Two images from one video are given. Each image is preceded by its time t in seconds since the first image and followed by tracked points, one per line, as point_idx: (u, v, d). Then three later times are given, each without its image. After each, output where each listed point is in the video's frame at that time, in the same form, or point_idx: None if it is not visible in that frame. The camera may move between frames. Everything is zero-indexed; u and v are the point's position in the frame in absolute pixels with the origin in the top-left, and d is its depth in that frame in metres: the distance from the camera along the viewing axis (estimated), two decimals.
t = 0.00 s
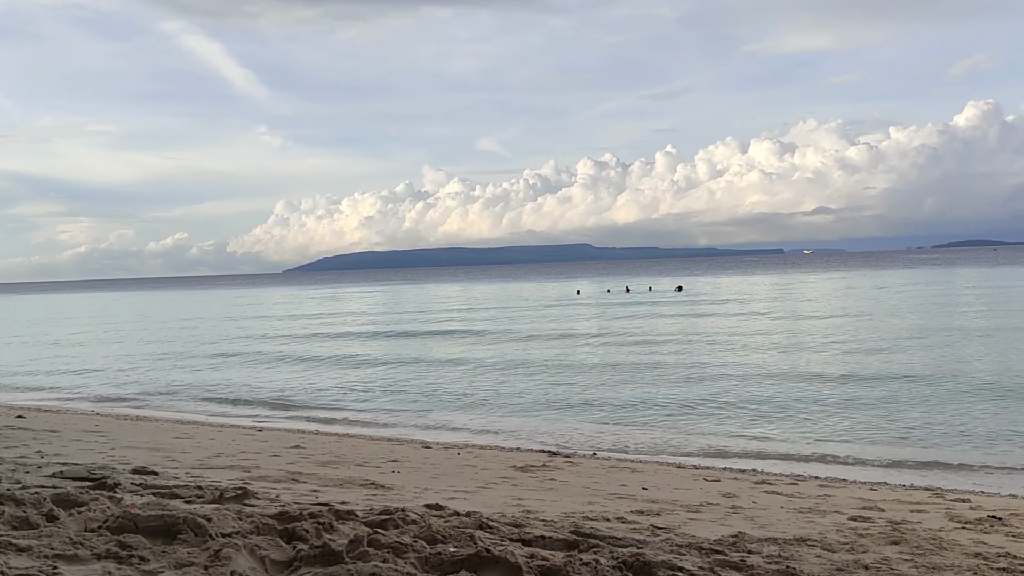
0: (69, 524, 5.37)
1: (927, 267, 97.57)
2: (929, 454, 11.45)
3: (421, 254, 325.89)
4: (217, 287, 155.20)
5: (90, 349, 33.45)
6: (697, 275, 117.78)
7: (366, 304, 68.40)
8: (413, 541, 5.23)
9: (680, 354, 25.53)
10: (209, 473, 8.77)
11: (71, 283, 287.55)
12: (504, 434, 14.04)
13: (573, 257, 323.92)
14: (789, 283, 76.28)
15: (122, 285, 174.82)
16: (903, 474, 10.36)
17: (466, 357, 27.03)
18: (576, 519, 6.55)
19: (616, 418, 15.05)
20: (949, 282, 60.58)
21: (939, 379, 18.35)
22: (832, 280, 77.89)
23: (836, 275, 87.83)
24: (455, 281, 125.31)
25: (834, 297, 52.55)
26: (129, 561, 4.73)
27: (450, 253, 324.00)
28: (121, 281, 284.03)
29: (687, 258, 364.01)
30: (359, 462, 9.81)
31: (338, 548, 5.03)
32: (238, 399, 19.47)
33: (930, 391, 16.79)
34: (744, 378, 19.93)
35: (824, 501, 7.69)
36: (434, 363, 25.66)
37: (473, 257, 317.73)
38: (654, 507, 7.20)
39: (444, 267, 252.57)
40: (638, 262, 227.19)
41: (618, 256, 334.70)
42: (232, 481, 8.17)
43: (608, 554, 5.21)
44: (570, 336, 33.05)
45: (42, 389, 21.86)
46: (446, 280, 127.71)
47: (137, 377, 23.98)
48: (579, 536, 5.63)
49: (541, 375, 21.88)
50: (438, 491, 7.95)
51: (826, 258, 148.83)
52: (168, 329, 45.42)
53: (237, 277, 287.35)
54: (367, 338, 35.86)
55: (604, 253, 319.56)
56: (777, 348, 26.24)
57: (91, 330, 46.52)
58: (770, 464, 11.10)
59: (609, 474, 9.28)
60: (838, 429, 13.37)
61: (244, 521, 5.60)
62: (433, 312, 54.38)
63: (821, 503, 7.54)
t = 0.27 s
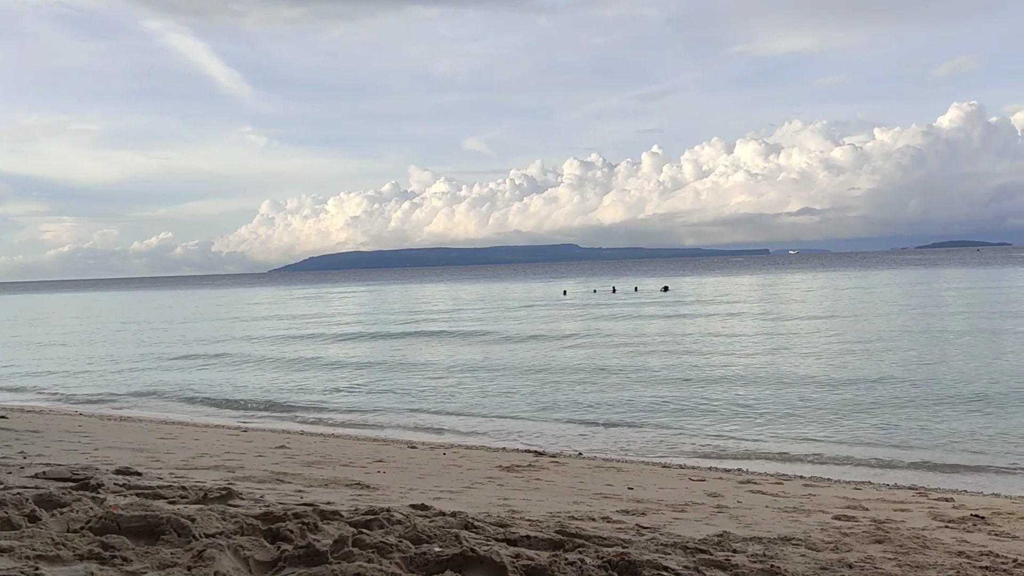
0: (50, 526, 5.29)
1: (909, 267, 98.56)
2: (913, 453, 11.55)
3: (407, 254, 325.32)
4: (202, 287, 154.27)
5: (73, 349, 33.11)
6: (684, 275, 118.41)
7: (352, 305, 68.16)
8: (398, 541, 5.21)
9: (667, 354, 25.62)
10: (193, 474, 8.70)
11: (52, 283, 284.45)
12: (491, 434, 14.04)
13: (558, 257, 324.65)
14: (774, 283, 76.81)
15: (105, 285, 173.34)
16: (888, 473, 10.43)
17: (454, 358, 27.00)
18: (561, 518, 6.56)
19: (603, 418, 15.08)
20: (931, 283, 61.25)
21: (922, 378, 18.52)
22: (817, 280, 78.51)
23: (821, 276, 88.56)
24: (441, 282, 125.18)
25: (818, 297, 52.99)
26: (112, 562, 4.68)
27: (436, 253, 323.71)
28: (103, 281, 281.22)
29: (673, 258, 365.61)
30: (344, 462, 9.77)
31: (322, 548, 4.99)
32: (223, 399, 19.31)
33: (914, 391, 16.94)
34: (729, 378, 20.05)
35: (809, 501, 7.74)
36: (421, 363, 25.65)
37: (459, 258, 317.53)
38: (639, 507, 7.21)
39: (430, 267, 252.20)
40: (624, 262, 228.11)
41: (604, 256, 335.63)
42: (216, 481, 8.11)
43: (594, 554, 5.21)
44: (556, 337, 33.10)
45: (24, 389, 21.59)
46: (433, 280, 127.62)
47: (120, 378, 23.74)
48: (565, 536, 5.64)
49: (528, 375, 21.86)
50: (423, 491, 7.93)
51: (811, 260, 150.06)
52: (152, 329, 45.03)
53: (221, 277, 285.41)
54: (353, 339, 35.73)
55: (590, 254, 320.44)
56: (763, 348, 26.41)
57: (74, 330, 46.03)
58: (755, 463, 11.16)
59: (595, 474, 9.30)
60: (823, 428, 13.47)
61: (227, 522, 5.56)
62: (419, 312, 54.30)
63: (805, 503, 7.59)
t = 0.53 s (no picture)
0: (31, 528, 5.22)
1: (892, 269, 99.49)
2: (896, 453, 11.66)
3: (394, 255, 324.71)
4: (187, 288, 153.33)
5: (54, 351, 32.75)
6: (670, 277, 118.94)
7: (338, 306, 67.91)
8: (382, 543, 5.18)
9: (653, 355, 25.70)
10: (177, 476, 8.62)
11: (33, 283, 281.28)
12: (478, 435, 14.03)
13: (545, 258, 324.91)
14: (759, 285, 77.35)
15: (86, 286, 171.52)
16: (873, 474, 10.52)
17: (440, 359, 26.99)
18: (547, 520, 6.55)
19: (590, 419, 15.12)
20: (914, 284, 61.95)
21: (905, 379, 18.71)
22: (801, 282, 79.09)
23: (805, 277, 89.22)
24: (427, 283, 124.93)
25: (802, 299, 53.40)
26: (94, 565, 4.62)
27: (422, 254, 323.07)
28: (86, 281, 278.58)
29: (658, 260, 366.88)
30: (329, 464, 9.71)
31: (306, 550, 4.96)
32: (207, 401, 19.16)
33: (897, 391, 17.10)
34: (715, 378, 20.16)
35: (793, 501, 7.78)
36: (408, 363, 25.62)
37: (445, 258, 317.17)
38: (625, 509, 7.22)
39: (416, 269, 251.61)
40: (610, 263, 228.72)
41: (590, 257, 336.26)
42: (200, 484, 8.03)
43: (579, 555, 5.20)
44: (542, 338, 33.11)
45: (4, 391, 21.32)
46: (420, 281, 127.58)
47: (102, 379, 23.51)
48: (550, 537, 5.63)
49: (514, 376, 21.86)
50: (409, 493, 7.89)
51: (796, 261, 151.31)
52: (135, 330, 44.63)
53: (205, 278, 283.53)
54: (339, 340, 35.59)
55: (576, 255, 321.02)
56: (748, 349, 26.59)
57: (55, 331, 45.51)
58: (742, 464, 11.23)
59: (581, 475, 9.30)
60: (809, 429, 13.56)
61: (211, 524, 5.50)
62: (406, 313, 54.19)
63: (790, 504, 7.62)
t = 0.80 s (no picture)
0: (12, 531, 5.15)
1: (875, 271, 100.36)
2: (882, 455, 11.73)
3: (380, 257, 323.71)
4: (172, 290, 152.09)
5: (36, 353, 32.39)
6: (656, 279, 119.41)
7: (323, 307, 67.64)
8: (367, 545, 5.15)
9: (639, 357, 25.76)
10: (161, 479, 8.54)
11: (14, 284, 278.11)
12: (465, 437, 13.99)
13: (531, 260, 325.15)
14: (744, 287, 77.82)
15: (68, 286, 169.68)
16: (859, 475, 10.59)
17: (426, 360, 26.88)
18: (533, 522, 6.53)
19: (577, 420, 15.11)
20: (897, 286, 62.49)
21: (889, 381, 18.85)
22: (785, 284, 79.62)
23: (789, 279, 89.85)
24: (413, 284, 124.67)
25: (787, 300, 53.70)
26: (76, 569, 4.56)
27: (408, 256, 322.36)
28: (68, 282, 275.73)
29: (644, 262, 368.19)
30: (314, 466, 9.65)
31: (291, 553, 4.92)
32: (190, 403, 19.00)
33: (881, 393, 17.23)
34: (701, 380, 20.20)
35: (778, 502, 7.82)
36: (395, 366, 25.56)
37: (432, 260, 316.66)
38: (611, 510, 7.23)
39: (403, 270, 250.97)
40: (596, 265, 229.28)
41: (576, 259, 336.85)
42: (184, 486, 7.96)
43: (564, 557, 5.20)
44: (528, 340, 33.10)
45: None
46: (407, 283, 127.38)
47: (84, 381, 23.25)
48: (536, 539, 5.62)
49: (500, 378, 21.84)
50: (395, 495, 7.86)
51: (780, 263, 152.29)
52: (117, 332, 44.20)
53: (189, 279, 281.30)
54: (324, 341, 35.44)
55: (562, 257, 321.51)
56: (734, 351, 26.72)
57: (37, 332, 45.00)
58: (729, 466, 11.26)
59: (567, 477, 9.30)
60: (794, 431, 13.63)
61: (194, 527, 5.45)
62: (392, 315, 54.10)
63: (775, 505, 7.65)
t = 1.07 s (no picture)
0: None
1: (859, 273, 101.21)
2: (868, 456, 11.81)
3: (366, 258, 322.80)
4: (156, 291, 150.91)
5: (18, 355, 32.02)
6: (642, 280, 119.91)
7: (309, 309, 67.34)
8: (353, 548, 5.12)
9: (625, 359, 25.84)
10: (145, 481, 8.44)
11: None
12: (453, 439, 13.94)
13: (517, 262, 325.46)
14: (729, 289, 78.26)
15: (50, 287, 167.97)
16: (846, 476, 10.66)
17: (413, 362, 26.80)
18: (520, 524, 6.51)
19: (566, 422, 15.11)
20: (881, 289, 63.04)
21: (875, 383, 19.01)
22: (770, 286, 80.14)
23: (774, 281, 90.44)
24: (400, 286, 124.40)
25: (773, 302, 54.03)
26: (58, 572, 4.50)
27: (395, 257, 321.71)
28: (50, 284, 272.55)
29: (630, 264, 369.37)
30: (300, 468, 9.59)
31: (276, 556, 4.89)
32: (175, 405, 18.84)
33: (867, 395, 17.36)
34: (688, 382, 20.25)
35: (764, 504, 7.84)
36: (382, 367, 25.47)
37: (419, 261, 316.13)
38: (597, 512, 7.23)
39: (389, 272, 250.32)
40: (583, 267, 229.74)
41: (562, 261, 337.52)
42: (169, 489, 7.88)
43: (550, 559, 5.18)
44: (516, 341, 33.11)
45: None
46: (394, 285, 127.16)
47: (67, 383, 23.00)
48: (522, 541, 5.60)
49: (487, 379, 21.83)
50: (380, 498, 7.82)
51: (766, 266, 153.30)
52: (101, 334, 43.81)
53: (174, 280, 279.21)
54: (310, 343, 35.29)
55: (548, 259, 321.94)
56: (721, 353, 26.87)
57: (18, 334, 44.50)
58: (717, 467, 11.29)
59: (553, 479, 9.29)
60: (781, 432, 13.70)
61: (179, 530, 5.39)
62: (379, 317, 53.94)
63: (761, 506, 7.68)
